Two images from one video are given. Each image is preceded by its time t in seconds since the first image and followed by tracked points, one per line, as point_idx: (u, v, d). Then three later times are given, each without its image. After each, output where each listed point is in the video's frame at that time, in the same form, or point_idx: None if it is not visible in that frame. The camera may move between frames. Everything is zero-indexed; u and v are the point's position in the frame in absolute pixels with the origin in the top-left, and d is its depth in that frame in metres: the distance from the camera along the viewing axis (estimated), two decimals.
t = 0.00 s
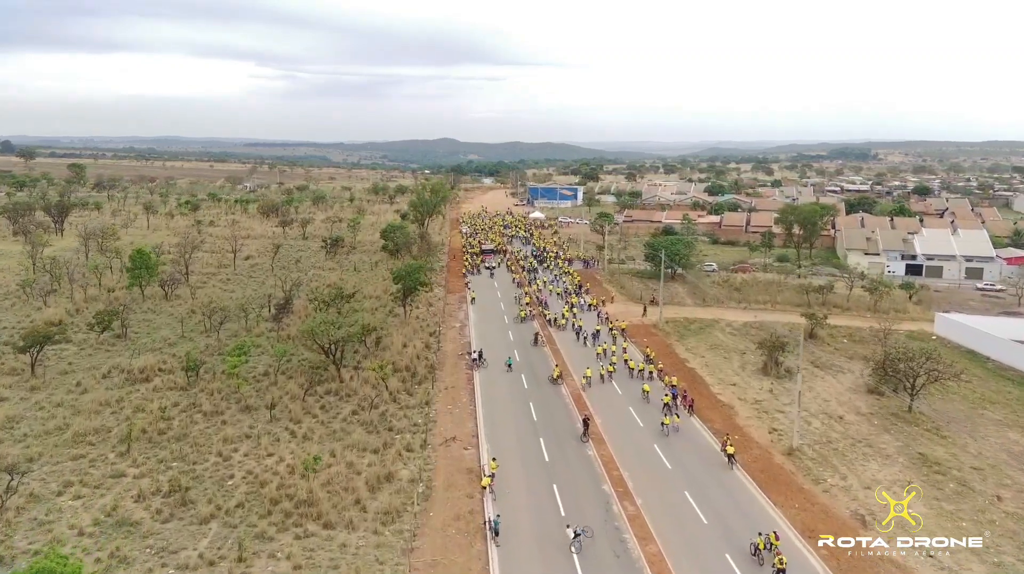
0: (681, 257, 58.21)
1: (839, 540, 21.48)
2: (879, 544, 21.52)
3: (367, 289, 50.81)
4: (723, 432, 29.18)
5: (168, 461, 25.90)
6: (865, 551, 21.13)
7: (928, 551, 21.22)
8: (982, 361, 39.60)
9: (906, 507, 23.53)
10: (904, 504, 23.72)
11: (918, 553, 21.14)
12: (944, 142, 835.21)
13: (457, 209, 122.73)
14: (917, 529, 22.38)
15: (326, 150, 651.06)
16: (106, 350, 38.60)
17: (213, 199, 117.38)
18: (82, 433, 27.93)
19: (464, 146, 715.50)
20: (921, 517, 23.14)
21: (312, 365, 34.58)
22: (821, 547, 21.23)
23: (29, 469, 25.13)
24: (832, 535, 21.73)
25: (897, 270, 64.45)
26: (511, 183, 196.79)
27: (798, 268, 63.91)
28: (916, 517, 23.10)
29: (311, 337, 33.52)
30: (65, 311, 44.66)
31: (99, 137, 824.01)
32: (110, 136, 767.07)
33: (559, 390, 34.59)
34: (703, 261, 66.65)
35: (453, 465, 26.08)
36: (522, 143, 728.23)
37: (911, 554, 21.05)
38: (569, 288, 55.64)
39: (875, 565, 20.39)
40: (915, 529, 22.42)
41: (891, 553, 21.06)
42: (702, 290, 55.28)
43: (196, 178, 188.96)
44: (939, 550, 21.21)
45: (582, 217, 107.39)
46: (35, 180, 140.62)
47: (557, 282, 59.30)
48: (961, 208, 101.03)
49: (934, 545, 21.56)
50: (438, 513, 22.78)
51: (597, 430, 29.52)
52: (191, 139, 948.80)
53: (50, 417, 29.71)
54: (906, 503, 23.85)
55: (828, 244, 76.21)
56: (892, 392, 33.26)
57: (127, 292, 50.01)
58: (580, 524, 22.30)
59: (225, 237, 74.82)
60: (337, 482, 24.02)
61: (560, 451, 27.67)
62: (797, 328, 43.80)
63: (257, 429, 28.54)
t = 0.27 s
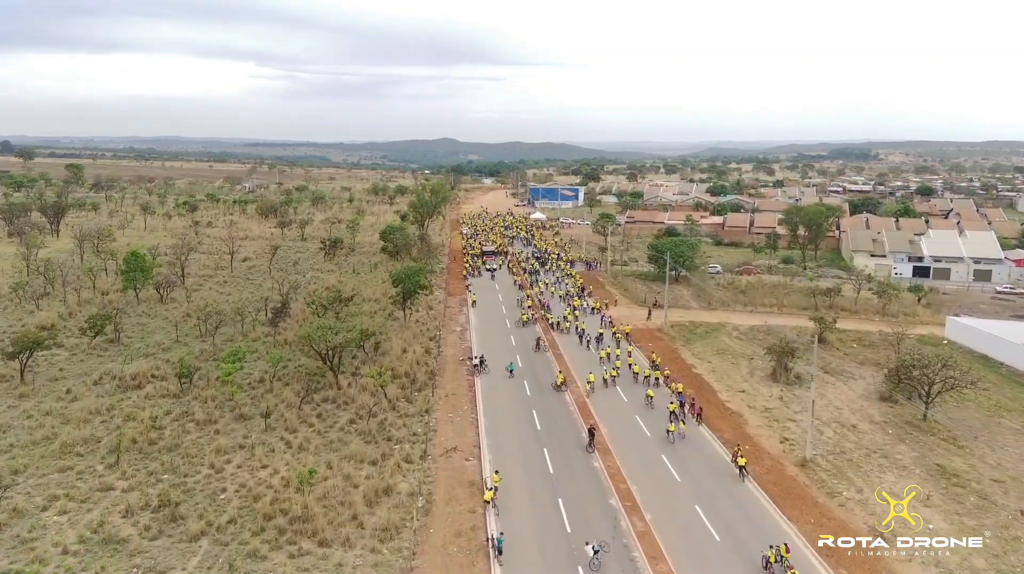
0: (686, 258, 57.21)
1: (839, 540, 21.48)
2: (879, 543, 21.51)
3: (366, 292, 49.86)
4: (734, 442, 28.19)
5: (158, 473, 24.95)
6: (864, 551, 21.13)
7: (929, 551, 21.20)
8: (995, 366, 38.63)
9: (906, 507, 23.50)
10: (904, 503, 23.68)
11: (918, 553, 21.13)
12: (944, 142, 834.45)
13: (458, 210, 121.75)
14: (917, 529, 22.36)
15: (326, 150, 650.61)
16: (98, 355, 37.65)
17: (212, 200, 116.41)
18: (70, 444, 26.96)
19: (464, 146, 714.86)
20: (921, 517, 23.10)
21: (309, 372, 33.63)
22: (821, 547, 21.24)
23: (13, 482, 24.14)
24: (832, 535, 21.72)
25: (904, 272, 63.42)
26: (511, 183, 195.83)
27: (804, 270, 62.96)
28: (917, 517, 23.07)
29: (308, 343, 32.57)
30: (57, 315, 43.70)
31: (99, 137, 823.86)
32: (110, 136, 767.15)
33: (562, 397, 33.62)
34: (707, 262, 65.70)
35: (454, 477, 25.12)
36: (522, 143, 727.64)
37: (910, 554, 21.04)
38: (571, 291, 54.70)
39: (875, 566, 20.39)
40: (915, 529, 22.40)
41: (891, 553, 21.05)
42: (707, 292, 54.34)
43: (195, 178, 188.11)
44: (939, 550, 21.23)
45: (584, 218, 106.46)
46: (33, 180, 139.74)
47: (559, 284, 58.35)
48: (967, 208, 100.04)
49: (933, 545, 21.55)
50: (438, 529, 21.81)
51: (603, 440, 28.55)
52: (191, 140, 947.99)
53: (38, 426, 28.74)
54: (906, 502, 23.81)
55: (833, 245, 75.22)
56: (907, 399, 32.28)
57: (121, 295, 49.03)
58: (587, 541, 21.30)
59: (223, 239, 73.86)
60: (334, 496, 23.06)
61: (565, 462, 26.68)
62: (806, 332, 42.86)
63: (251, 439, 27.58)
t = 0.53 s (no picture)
0: (691, 261, 56.23)
1: (839, 540, 21.41)
2: (879, 543, 21.45)
3: (365, 295, 48.95)
4: (745, 453, 27.20)
5: (148, 486, 23.99)
6: (864, 550, 21.06)
7: (929, 550, 21.13)
8: (1010, 371, 37.69)
9: (906, 507, 23.45)
10: (904, 504, 23.63)
11: (918, 553, 21.06)
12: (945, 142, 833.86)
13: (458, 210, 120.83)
14: (917, 529, 22.30)
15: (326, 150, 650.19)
16: (90, 361, 36.73)
17: (210, 200, 115.48)
18: (57, 455, 26.00)
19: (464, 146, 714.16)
20: (921, 517, 23.04)
21: (306, 379, 32.70)
22: (821, 546, 21.16)
23: None
24: (832, 535, 21.65)
25: (911, 274, 62.48)
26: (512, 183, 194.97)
27: (810, 272, 61.99)
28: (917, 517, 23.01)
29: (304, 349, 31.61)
30: (49, 319, 42.77)
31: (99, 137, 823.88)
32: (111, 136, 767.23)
33: (566, 404, 32.65)
34: (711, 264, 64.76)
35: (455, 491, 24.15)
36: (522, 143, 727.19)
37: (911, 554, 20.96)
38: (573, 293, 53.76)
39: (876, 566, 20.30)
40: (915, 529, 22.33)
41: (891, 552, 20.98)
42: (712, 295, 53.43)
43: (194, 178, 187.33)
44: (939, 550, 21.16)
45: (585, 218, 105.55)
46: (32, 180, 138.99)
47: (561, 286, 57.41)
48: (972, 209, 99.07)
49: (934, 545, 21.47)
50: (438, 547, 20.85)
51: (609, 451, 27.53)
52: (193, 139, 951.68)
53: (25, 436, 27.79)
54: (906, 502, 23.75)
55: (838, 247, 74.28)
56: (922, 407, 31.29)
57: (116, 298, 48.10)
58: (595, 559, 20.30)
59: (220, 240, 72.93)
60: (329, 512, 22.13)
61: (570, 474, 25.67)
62: (814, 337, 41.93)
63: (245, 450, 26.64)
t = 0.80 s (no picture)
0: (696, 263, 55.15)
1: (839, 540, 21.40)
2: (879, 543, 21.46)
3: (364, 298, 47.84)
4: (758, 467, 26.03)
5: (135, 503, 22.88)
6: (864, 551, 21.06)
7: (928, 550, 21.11)
8: None
9: (906, 507, 23.45)
10: (904, 504, 23.63)
11: (918, 553, 21.05)
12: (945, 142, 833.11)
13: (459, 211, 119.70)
14: (918, 529, 22.28)
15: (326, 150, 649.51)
16: (80, 368, 35.60)
17: (208, 201, 114.26)
18: (41, 469, 24.86)
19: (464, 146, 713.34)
20: (921, 517, 23.04)
21: (302, 388, 31.60)
22: (821, 546, 21.13)
23: None
24: (832, 535, 21.64)
25: (920, 276, 61.37)
26: (513, 183, 193.97)
27: (817, 274, 60.91)
28: (916, 517, 23.01)
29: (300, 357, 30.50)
30: (40, 324, 41.61)
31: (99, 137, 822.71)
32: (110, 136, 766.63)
33: (571, 414, 31.51)
34: (716, 266, 63.68)
35: (457, 508, 23.03)
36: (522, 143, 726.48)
37: (910, 554, 20.96)
38: (577, 297, 52.70)
39: (875, 566, 20.30)
40: (915, 529, 22.33)
41: (890, 552, 20.98)
42: (718, 298, 52.39)
43: (194, 178, 186.40)
44: (939, 550, 21.11)
45: (587, 219, 104.47)
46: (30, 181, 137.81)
47: (564, 289, 56.32)
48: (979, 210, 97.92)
49: (934, 545, 21.45)
50: (440, 569, 19.72)
51: (617, 464, 26.31)
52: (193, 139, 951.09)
53: (9, 449, 26.66)
54: (906, 503, 23.75)
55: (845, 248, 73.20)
56: (940, 417, 30.19)
57: (109, 302, 46.95)
58: None
59: (218, 241, 71.79)
60: (325, 531, 21.04)
61: (577, 490, 24.45)
62: (825, 343, 40.84)
63: (238, 463, 25.54)
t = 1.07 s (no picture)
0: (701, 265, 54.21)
1: (839, 540, 21.33)
2: (879, 543, 21.40)
3: (364, 302, 46.88)
4: (772, 481, 24.99)
5: (123, 519, 21.94)
6: (864, 551, 20.98)
7: (928, 550, 21.06)
8: None
9: (906, 507, 23.37)
10: (904, 504, 23.55)
11: (918, 553, 21.00)
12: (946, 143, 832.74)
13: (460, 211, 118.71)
14: (918, 529, 22.22)
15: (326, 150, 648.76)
16: (71, 375, 34.63)
17: (206, 202, 113.25)
18: (26, 483, 23.89)
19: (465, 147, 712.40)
20: (921, 517, 22.98)
21: (298, 396, 30.66)
22: (821, 546, 21.07)
23: None
24: (832, 535, 21.59)
25: (928, 278, 60.48)
26: (513, 184, 193.01)
27: (823, 277, 59.99)
28: (916, 517, 22.95)
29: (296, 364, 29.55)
30: (31, 328, 40.61)
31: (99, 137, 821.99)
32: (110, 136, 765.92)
33: (576, 423, 30.51)
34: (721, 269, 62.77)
35: (459, 525, 22.07)
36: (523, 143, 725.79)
37: (910, 554, 20.91)
38: (580, 300, 51.78)
39: (874, 565, 20.26)
40: (915, 529, 22.27)
41: (890, 552, 20.93)
42: (723, 301, 51.48)
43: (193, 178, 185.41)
44: (939, 550, 21.08)
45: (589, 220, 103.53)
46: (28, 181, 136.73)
47: (567, 292, 55.41)
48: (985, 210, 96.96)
49: (933, 545, 21.39)
50: None
51: (626, 478, 25.22)
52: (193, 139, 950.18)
53: None
54: (906, 502, 23.67)
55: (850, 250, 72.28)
56: (956, 426, 29.28)
57: (103, 306, 45.93)
58: None
59: (216, 243, 70.81)
60: (320, 550, 20.12)
61: (585, 506, 23.38)
62: (834, 347, 39.91)
63: (231, 476, 24.60)
